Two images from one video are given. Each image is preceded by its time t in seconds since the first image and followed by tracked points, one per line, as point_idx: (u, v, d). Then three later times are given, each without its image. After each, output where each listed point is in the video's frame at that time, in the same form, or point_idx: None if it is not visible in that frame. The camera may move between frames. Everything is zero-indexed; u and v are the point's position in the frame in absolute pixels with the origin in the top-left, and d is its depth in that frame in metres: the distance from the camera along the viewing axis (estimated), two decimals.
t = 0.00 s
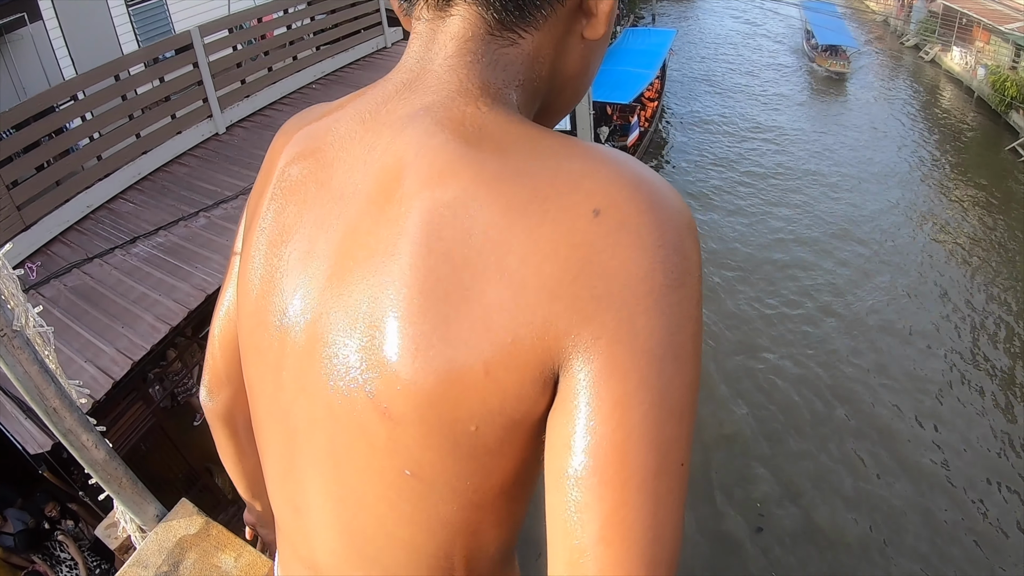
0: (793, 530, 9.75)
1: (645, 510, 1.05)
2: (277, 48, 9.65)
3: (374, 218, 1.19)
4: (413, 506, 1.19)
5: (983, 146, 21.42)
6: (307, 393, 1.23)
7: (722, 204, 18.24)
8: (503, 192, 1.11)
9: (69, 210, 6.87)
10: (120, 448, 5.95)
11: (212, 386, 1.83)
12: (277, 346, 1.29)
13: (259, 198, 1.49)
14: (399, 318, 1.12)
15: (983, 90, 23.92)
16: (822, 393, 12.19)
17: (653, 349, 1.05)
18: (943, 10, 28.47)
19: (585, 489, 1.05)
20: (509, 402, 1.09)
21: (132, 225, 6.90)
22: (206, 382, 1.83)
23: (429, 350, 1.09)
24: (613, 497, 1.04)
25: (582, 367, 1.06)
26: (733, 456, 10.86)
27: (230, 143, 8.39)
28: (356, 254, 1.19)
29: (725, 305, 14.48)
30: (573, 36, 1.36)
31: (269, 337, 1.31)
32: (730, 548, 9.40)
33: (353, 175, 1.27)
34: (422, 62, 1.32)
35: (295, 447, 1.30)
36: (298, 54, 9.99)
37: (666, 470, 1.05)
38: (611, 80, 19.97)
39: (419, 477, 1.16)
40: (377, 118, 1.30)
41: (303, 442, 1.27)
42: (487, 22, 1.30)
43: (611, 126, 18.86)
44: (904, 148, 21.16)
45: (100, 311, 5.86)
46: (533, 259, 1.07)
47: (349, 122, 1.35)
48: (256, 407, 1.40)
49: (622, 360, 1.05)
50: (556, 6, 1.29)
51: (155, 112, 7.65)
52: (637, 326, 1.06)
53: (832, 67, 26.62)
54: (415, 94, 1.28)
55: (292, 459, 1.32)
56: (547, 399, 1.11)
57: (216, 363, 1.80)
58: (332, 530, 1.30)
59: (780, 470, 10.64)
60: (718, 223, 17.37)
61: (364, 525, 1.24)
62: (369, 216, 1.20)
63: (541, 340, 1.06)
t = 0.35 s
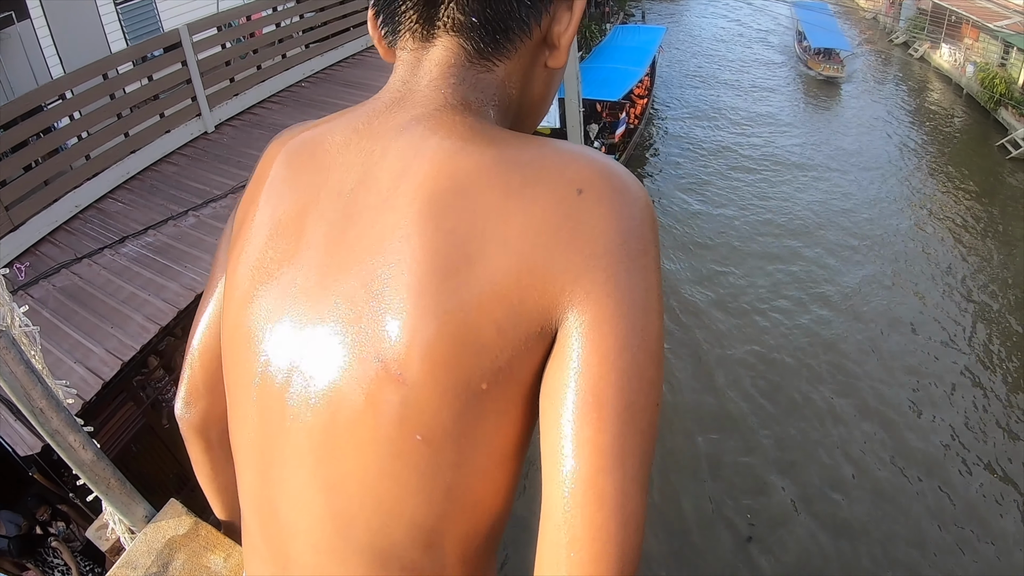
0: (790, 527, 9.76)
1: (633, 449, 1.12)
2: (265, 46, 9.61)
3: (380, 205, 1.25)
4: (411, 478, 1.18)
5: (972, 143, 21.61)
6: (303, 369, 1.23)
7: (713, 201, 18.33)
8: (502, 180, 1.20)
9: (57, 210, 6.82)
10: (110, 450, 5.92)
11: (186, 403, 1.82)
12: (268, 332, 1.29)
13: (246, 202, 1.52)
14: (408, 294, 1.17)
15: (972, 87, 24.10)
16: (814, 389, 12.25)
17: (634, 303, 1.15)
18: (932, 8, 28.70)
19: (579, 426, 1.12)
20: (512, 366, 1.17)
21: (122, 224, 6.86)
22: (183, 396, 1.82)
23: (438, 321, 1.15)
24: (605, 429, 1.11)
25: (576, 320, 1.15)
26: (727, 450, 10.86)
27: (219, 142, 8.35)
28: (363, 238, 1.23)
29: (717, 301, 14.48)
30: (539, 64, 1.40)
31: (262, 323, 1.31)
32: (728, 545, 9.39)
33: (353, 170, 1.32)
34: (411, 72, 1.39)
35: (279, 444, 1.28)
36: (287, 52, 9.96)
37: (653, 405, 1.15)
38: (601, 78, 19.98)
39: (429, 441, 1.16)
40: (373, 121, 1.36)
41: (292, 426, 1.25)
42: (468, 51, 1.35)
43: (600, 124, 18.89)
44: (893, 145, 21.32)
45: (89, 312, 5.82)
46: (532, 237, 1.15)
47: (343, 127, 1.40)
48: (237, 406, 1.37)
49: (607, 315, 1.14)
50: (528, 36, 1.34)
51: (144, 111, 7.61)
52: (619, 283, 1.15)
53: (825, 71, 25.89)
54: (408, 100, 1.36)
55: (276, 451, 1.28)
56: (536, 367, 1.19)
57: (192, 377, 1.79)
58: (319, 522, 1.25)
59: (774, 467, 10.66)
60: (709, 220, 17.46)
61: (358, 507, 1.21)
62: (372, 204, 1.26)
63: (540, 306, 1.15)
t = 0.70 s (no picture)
0: (791, 522, 9.72)
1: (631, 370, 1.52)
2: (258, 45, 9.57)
3: (474, 163, 1.67)
4: (497, 350, 1.51)
5: (965, 140, 21.75)
6: (415, 264, 1.59)
7: (707, 199, 18.37)
8: (563, 156, 1.66)
9: (49, 210, 6.77)
10: (101, 453, 5.87)
11: (245, 355, 2.03)
12: (383, 243, 1.65)
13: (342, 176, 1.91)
14: (500, 214, 1.57)
15: (965, 85, 24.22)
16: (809, 384, 12.29)
17: (643, 260, 1.60)
18: (925, 7, 28.89)
19: (596, 337, 1.51)
20: (567, 279, 1.55)
21: (114, 224, 6.83)
22: (252, 342, 2.01)
23: (523, 234, 1.55)
24: (612, 345, 1.51)
25: (608, 263, 1.57)
26: (723, 445, 10.87)
27: (212, 141, 8.33)
28: (462, 183, 1.65)
29: (712, 298, 14.44)
30: (566, 78, 1.95)
31: (377, 239, 1.66)
32: (729, 540, 9.35)
33: (446, 145, 1.74)
34: (482, 83, 1.88)
35: (380, 337, 1.59)
36: (280, 51, 9.93)
37: (644, 343, 1.55)
38: (594, 76, 19.96)
39: (512, 315, 1.51)
40: (455, 116, 1.81)
41: (400, 310, 1.58)
42: (526, 66, 1.86)
43: (593, 122, 18.87)
44: (887, 142, 21.45)
45: (81, 312, 5.79)
46: (585, 197, 1.60)
47: (433, 117, 1.85)
48: (340, 312, 1.68)
49: (630, 259, 1.58)
50: (565, 55, 1.89)
51: (136, 110, 7.57)
52: (632, 246, 1.60)
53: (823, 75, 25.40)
54: (484, 101, 1.83)
55: (381, 336, 1.59)
56: (573, 297, 1.58)
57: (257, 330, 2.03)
58: (416, 390, 1.53)
59: (771, 463, 10.62)
60: (704, 217, 17.51)
61: (453, 372, 1.51)
62: (466, 163, 1.68)
63: (589, 241, 1.57)
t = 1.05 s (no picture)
0: (790, 521, 9.71)
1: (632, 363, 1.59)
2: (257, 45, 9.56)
3: (487, 160, 1.73)
4: (509, 339, 1.57)
5: (965, 140, 21.78)
6: (431, 255, 1.65)
7: (706, 198, 18.39)
8: (574, 156, 1.72)
9: (48, 211, 6.75)
10: (99, 454, 5.88)
11: (256, 349, 2.04)
12: (401, 237, 1.71)
13: (356, 172, 1.95)
14: (513, 209, 1.63)
15: (965, 85, 24.25)
16: (810, 383, 12.29)
17: (648, 259, 1.67)
18: (924, 7, 28.93)
19: (600, 329, 1.58)
20: (576, 272, 1.61)
21: (113, 224, 6.82)
22: (265, 337, 2.02)
23: (534, 229, 1.61)
24: (615, 339, 1.58)
25: (613, 262, 1.63)
26: (723, 445, 10.88)
27: (211, 141, 8.32)
28: (476, 179, 1.71)
29: (711, 297, 14.43)
30: (573, 84, 2.00)
31: (394, 233, 1.72)
32: (729, 539, 9.34)
33: (460, 143, 1.80)
34: (493, 85, 1.91)
35: (398, 326, 1.65)
36: (279, 51, 9.93)
37: (645, 337, 1.62)
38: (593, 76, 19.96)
39: (523, 307, 1.58)
40: (468, 114, 1.87)
41: (417, 300, 1.64)
42: (537, 72, 1.89)
43: (592, 122, 18.89)
44: (886, 142, 21.48)
45: (80, 312, 5.78)
46: (593, 196, 1.66)
47: (446, 115, 1.90)
48: (357, 302, 1.73)
49: (635, 256, 1.64)
50: (574, 62, 1.93)
51: (135, 110, 7.56)
52: (637, 246, 1.66)
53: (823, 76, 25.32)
54: (496, 103, 1.87)
55: (397, 326, 1.65)
56: (580, 291, 1.64)
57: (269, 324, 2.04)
58: (429, 377, 1.59)
59: (771, 463, 10.62)
60: (703, 217, 17.52)
61: (467, 359, 1.57)
62: (479, 160, 1.74)
63: (597, 238, 1.63)
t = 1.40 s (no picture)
0: (790, 521, 9.71)
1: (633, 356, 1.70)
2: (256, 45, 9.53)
3: (501, 161, 1.82)
4: (520, 331, 1.66)
5: (964, 140, 21.81)
6: (447, 250, 1.74)
7: (705, 198, 18.39)
8: (581, 161, 1.82)
9: (47, 211, 6.73)
10: (99, 455, 5.87)
11: (272, 341, 2.13)
12: (418, 233, 1.80)
13: (374, 168, 2.04)
14: (525, 208, 1.73)
15: (963, 86, 24.30)
16: (810, 382, 12.30)
17: (652, 256, 1.76)
18: (923, 7, 28.96)
19: (604, 324, 1.69)
20: (584, 268, 1.71)
21: (112, 225, 6.81)
22: (282, 329, 2.11)
23: (545, 227, 1.70)
24: (619, 333, 1.68)
25: (619, 260, 1.72)
26: (723, 444, 10.87)
27: (210, 142, 8.32)
28: (489, 179, 1.80)
29: (710, 297, 14.42)
30: (582, 92, 2.09)
31: (412, 228, 1.81)
32: (729, 539, 9.33)
33: (474, 145, 1.89)
34: (506, 90, 2.00)
35: (414, 317, 1.74)
36: (278, 51, 9.91)
37: (647, 332, 1.72)
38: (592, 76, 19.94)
39: (533, 300, 1.67)
40: (481, 117, 1.96)
41: (432, 293, 1.73)
42: (547, 79, 1.98)
43: (592, 122, 18.87)
44: (885, 143, 21.49)
45: (80, 313, 5.77)
46: (601, 197, 1.76)
47: (461, 117, 1.99)
48: (375, 294, 1.83)
49: (639, 254, 1.74)
50: (583, 70, 2.02)
51: (134, 111, 7.53)
52: (640, 245, 1.75)
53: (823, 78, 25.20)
54: (509, 107, 1.96)
55: (413, 318, 1.74)
56: (587, 286, 1.73)
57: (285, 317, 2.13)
58: (444, 367, 1.68)
59: (770, 463, 10.61)
60: (702, 217, 17.52)
61: (479, 349, 1.66)
62: (493, 161, 1.83)
63: (603, 238, 1.72)
